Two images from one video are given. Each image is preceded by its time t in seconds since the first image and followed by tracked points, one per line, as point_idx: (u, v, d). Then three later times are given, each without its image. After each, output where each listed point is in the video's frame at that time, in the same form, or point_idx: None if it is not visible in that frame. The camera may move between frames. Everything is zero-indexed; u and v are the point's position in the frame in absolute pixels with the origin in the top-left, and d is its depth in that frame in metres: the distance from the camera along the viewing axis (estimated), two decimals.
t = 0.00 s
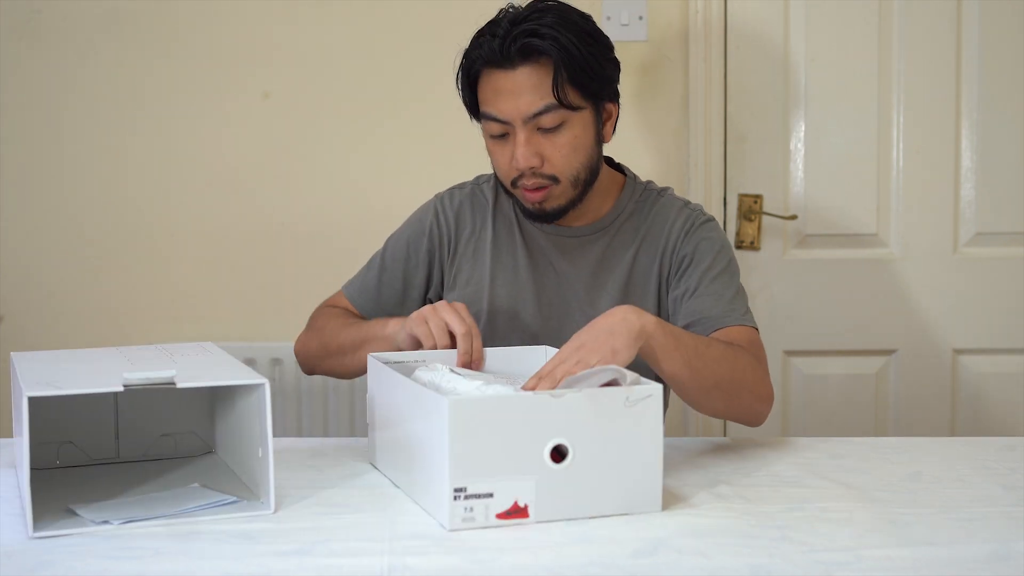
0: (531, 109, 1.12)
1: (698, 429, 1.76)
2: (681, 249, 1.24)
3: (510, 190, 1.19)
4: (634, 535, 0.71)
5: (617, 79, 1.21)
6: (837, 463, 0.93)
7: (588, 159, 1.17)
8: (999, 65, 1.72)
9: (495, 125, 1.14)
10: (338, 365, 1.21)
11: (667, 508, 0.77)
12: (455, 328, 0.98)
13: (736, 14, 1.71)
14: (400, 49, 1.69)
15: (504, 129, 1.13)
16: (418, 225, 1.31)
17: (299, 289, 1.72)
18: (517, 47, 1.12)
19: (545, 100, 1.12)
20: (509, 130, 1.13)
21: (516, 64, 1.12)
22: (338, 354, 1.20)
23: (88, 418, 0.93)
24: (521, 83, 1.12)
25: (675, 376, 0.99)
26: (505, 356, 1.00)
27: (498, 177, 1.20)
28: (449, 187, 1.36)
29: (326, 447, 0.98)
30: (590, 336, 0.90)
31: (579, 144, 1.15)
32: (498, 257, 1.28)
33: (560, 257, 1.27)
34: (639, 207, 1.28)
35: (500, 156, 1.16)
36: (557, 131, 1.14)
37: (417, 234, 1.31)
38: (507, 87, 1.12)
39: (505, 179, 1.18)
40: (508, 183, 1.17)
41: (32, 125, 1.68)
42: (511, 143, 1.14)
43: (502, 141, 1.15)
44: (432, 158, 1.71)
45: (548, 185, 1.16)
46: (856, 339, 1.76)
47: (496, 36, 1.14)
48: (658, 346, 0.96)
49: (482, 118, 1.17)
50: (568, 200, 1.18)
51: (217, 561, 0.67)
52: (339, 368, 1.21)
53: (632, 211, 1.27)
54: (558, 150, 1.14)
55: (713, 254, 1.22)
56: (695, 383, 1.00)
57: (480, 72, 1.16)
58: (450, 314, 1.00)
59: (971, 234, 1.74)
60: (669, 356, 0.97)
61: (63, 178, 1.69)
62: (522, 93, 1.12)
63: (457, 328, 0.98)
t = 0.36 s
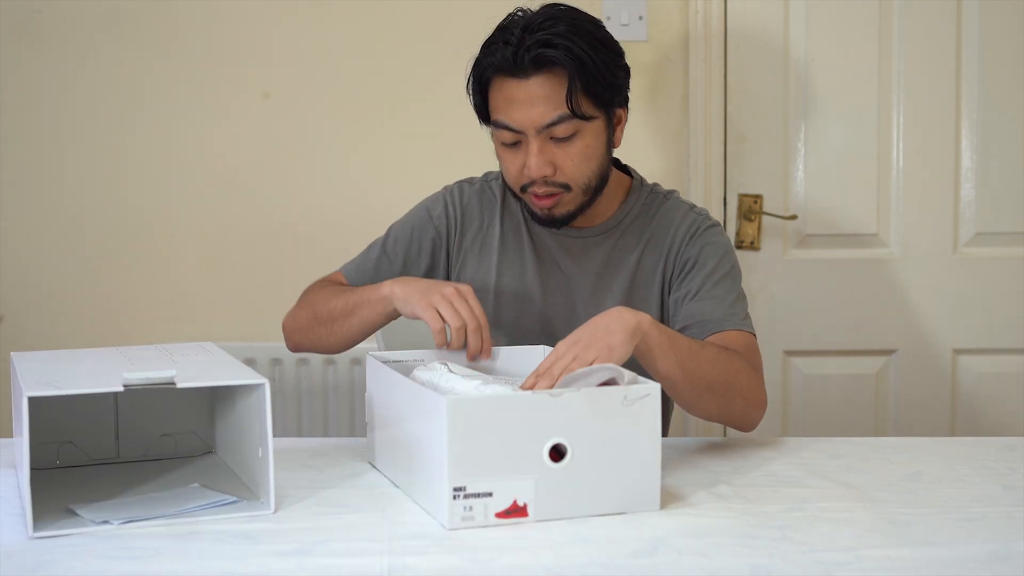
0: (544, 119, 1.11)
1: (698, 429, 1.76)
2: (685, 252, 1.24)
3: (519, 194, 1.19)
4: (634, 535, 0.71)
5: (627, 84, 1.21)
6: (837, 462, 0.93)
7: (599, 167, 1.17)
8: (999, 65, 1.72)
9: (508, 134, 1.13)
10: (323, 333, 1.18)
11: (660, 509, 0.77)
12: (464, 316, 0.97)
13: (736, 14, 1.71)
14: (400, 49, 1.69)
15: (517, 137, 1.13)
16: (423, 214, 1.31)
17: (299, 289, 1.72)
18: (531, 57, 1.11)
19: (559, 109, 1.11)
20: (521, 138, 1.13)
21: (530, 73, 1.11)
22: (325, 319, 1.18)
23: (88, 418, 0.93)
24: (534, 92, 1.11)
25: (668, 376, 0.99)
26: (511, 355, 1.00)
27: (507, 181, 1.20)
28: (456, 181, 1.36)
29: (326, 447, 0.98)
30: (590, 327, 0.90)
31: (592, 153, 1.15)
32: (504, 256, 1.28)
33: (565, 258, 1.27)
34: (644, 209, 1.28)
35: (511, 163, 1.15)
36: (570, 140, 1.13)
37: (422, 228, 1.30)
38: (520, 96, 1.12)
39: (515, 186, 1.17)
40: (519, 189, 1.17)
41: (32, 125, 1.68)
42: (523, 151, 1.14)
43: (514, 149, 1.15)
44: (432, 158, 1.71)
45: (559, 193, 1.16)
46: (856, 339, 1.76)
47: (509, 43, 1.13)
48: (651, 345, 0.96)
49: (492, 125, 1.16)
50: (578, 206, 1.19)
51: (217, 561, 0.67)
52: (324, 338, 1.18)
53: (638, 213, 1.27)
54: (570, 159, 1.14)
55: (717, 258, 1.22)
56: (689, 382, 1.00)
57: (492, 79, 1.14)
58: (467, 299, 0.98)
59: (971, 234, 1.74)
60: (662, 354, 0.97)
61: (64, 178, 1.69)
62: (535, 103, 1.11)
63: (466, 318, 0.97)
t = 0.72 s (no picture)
0: (529, 121, 1.11)
1: (698, 429, 1.76)
2: (685, 251, 1.24)
3: (511, 199, 1.19)
4: (635, 535, 0.71)
5: (615, 83, 1.21)
6: (837, 462, 0.93)
7: (588, 167, 1.17)
8: (999, 65, 1.72)
9: (495, 138, 1.13)
10: (309, 332, 1.19)
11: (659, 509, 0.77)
12: (445, 314, 0.97)
13: (736, 14, 1.71)
14: (400, 49, 1.69)
15: (504, 141, 1.13)
16: (418, 220, 1.31)
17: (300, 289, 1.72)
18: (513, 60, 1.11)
19: (543, 111, 1.11)
20: (508, 142, 1.13)
21: (513, 77, 1.12)
22: (312, 319, 1.18)
23: (88, 418, 0.93)
24: (518, 95, 1.11)
25: (672, 371, 0.99)
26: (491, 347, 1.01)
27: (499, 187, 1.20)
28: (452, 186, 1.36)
29: (326, 447, 0.98)
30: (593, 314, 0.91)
31: (579, 153, 1.15)
32: (502, 261, 1.28)
33: (564, 260, 1.27)
34: (642, 209, 1.28)
35: (501, 167, 1.15)
36: (556, 141, 1.13)
37: (420, 233, 1.31)
38: (505, 99, 1.12)
39: (506, 190, 1.18)
40: (510, 194, 1.17)
41: (32, 125, 1.68)
42: (511, 155, 1.14)
43: (503, 153, 1.15)
44: (432, 158, 1.71)
45: (550, 196, 1.16)
46: (856, 339, 1.76)
47: (491, 48, 1.13)
48: (656, 340, 0.96)
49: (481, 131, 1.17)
50: (569, 208, 1.19)
51: (217, 561, 0.67)
52: (310, 337, 1.19)
53: (635, 213, 1.27)
54: (558, 160, 1.14)
55: (718, 256, 1.22)
56: (695, 379, 1.01)
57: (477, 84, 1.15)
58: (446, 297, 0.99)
59: (971, 234, 1.74)
60: (671, 348, 0.98)
61: (64, 178, 1.69)
62: (519, 106, 1.11)
63: (447, 315, 0.98)
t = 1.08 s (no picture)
0: (538, 91, 1.12)
1: (698, 429, 1.76)
2: (686, 254, 1.24)
3: (517, 177, 1.18)
4: (634, 535, 0.71)
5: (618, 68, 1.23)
6: (837, 462, 0.93)
7: (595, 143, 1.17)
8: (999, 64, 1.72)
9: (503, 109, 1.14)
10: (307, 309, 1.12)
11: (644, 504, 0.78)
12: (465, 222, 0.90)
13: (736, 14, 1.71)
14: (400, 49, 1.69)
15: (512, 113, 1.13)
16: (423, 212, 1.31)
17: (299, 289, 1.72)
18: (521, 32, 1.12)
19: (552, 80, 1.12)
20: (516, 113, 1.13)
21: (521, 48, 1.13)
22: (310, 294, 1.12)
23: (88, 418, 0.93)
24: (526, 66, 1.12)
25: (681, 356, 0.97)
26: (525, 252, 0.92)
27: (504, 167, 1.20)
28: (459, 183, 1.38)
29: (326, 446, 0.98)
30: (621, 276, 0.87)
31: (587, 125, 1.15)
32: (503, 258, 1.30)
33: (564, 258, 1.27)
34: (644, 212, 1.28)
35: (508, 141, 1.15)
36: (565, 112, 1.14)
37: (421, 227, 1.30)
38: (513, 71, 1.13)
39: (512, 167, 1.17)
40: (516, 169, 1.16)
41: (32, 125, 1.68)
42: (519, 126, 1.14)
43: (510, 126, 1.15)
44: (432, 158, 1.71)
45: (558, 168, 1.15)
46: (856, 339, 1.76)
47: (498, 25, 1.14)
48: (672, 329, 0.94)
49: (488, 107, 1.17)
50: (577, 184, 1.18)
51: (217, 561, 0.67)
52: (309, 314, 1.12)
53: (638, 213, 1.28)
54: (567, 130, 1.14)
55: (717, 259, 1.21)
56: (698, 365, 0.99)
57: (483, 62, 1.16)
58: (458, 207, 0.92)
59: (971, 234, 1.75)
60: (688, 333, 0.95)
61: (64, 178, 1.69)
62: (528, 76, 1.12)
63: (468, 225, 0.90)
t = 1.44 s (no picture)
0: (520, 82, 1.16)
1: (697, 429, 1.76)
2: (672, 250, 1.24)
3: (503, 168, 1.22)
4: (634, 535, 0.71)
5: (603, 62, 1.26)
6: (837, 462, 0.93)
7: (578, 134, 1.21)
8: (999, 65, 1.72)
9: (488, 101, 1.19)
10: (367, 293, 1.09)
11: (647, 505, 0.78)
12: (523, 161, 0.84)
13: (736, 14, 1.71)
14: (400, 50, 1.69)
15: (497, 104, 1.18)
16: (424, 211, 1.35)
17: (299, 289, 1.72)
18: (505, 25, 1.16)
19: (535, 71, 1.16)
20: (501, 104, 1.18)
21: (505, 41, 1.17)
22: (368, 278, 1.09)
23: (87, 419, 0.93)
24: (510, 57, 1.17)
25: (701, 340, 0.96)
26: (589, 195, 0.84)
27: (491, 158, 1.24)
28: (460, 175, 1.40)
29: (326, 446, 0.98)
30: (671, 263, 0.82)
31: (569, 116, 1.19)
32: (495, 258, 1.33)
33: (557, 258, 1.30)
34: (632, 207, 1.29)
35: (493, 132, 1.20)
36: (547, 103, 1.18)
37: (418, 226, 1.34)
38: (498, 62, 1.17)
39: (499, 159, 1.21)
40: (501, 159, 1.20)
41: (32, 124, 1.68)
42: (504, 117, 1.19)
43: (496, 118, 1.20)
44: (432, 158, 1.71)
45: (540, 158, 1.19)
46: (856, 339, 1.76)
47: (483, 18, 1.18)
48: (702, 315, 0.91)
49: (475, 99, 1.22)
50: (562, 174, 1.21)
51: (216, 561, 0.67)
52: (371, 297, 1.08)
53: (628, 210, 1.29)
54: (549, 121, 1.18)
55: (705, 252, 1.20)
56: (711, 356, 0.98)
57: (469, 57, 1.21)
58: (519, 148, 0.87)
59: (970, 235, 1.75)
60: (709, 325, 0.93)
61: (64, 178, 1.69)
62: (512, 67, 1.17)
63: (525, 165, 0.84)
